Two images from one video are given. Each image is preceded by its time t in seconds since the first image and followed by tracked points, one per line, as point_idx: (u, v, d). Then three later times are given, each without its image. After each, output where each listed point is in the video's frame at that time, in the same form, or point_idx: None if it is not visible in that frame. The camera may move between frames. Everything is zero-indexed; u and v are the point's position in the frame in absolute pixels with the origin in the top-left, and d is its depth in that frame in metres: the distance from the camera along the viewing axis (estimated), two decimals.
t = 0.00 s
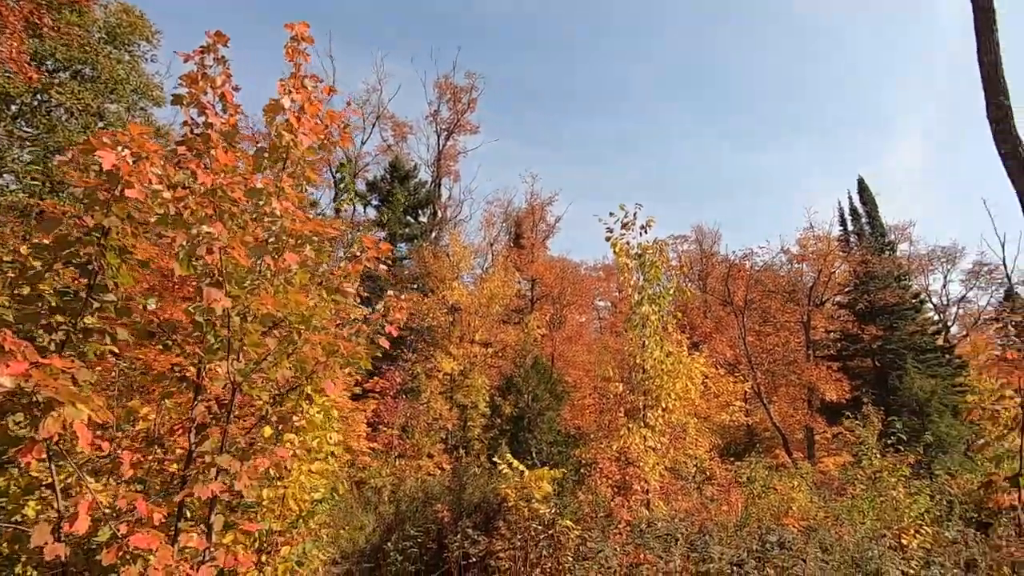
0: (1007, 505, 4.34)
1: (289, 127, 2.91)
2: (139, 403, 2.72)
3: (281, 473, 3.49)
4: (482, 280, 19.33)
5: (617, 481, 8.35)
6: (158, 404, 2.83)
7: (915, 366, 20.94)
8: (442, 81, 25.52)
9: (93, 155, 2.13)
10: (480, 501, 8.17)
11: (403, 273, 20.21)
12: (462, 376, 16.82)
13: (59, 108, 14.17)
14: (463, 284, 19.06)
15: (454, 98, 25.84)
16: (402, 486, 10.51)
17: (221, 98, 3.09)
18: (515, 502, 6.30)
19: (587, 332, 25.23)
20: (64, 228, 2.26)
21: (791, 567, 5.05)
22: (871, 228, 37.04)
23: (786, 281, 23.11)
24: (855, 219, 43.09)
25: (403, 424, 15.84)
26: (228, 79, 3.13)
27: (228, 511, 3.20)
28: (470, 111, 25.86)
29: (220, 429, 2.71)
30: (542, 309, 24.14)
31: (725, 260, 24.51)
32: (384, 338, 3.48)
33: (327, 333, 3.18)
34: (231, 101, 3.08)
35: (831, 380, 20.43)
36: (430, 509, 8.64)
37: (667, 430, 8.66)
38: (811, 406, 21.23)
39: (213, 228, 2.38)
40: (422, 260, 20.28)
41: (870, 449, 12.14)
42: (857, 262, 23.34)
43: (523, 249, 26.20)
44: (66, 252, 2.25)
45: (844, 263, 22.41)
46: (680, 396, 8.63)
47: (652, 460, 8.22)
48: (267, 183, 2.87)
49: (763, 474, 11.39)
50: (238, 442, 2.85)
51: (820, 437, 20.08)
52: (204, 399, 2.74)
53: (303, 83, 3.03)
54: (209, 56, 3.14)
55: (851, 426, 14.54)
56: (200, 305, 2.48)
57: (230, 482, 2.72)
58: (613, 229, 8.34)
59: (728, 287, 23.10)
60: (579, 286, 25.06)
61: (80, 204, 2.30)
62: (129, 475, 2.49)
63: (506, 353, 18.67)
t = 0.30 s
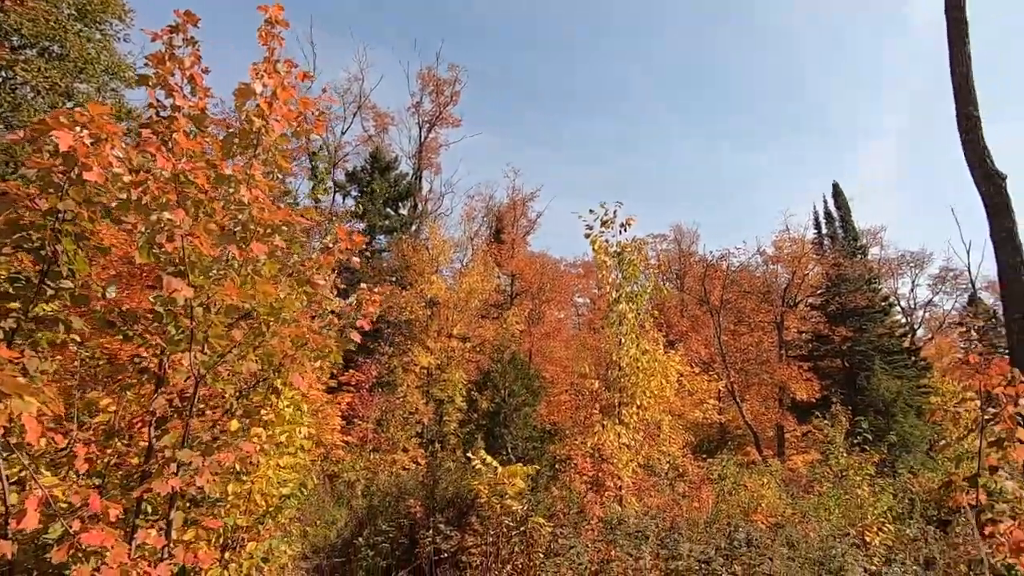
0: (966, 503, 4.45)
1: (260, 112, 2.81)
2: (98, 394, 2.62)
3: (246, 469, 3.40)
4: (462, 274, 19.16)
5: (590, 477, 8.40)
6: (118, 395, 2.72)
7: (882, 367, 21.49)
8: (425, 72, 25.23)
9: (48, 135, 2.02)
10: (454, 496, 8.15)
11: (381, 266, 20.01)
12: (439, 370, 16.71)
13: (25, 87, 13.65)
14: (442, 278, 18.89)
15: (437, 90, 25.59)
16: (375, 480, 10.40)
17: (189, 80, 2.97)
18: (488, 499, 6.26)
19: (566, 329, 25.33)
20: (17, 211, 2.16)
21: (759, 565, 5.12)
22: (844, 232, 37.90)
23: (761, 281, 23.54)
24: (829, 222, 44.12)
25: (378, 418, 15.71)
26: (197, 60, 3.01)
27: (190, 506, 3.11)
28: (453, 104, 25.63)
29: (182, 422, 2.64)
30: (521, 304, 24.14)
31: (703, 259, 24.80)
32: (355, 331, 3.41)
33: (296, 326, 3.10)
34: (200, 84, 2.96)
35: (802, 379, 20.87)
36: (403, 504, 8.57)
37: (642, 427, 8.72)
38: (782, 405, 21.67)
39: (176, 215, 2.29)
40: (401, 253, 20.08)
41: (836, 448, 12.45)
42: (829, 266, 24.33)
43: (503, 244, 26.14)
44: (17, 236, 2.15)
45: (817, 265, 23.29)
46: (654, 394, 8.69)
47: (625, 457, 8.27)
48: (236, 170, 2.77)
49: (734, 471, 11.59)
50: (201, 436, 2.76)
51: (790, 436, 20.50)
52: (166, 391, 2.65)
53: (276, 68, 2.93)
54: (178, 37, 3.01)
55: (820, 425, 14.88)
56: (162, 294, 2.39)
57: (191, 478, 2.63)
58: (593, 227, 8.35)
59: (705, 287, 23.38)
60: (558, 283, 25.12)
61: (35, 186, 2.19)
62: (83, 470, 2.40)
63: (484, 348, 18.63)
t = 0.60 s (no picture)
0: (914, 501, 4.62)
1: (220, 101, 2.72)
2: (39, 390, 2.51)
3: (200, 468, 3.29)
4: (433, 271, 18.95)
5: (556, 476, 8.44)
6: (63, 390, 2.61)
7: (840, 369, 22.20)
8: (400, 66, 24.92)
9: None
10: (419, 494, 8.09)
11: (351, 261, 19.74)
12: (408, 368, 16.52)
13: None
14: (413, 275, 18.68)
15: (411, 84, 25.30)
16: (339, 479, 10.23)
17: (146, 63, 2.85)
18: (451, 497, 6.14)
19: (536, 327, 25.43)
20: None
21: (716, 562, 5.22)
22: (808, 238, 38.99)
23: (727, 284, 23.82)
24: (793, 228, 45.43)
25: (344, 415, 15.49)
26: (155, 43, 2.89)
27: (138, 506, 2.98)
28: (427, 99, 25.38)
29: (131, 420, 2.51)
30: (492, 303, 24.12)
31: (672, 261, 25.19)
32: (318, 326, 3.34)
33: (257, 320, 3.02)
34: (158, 68, 2.84)
35: (765, 380, 21.42)
36: (367, 503, 8.44)
37: (607, 427, 8.78)
38: (745, 405, 22.21)
39: (125, 202, 2.20)
40: (371, 248, 19.80)
41: (795, 447, 12.82)
42: (794, 271, 24.96)
43: (476, 242, 26.06)
44: None
45: (781, 270, 24.05)
46: (621, 393, 8.76)
47: (591, 456, 8.34)
48: (193, 159, 2.67)
49: (697, 470, 11.81)
50: (151, 433, 2.66)
51: (752, 435, 21.00)
52: (115, 387, 2.55)
53: (238, 54, 2.83)
54: (135, 17, 2.88)
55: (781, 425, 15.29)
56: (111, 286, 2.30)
57: (138, 477, 2.53)
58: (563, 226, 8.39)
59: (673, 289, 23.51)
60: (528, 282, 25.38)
61: None
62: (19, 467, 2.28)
63: (454, 345, 18.53)
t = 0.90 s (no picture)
0: (864, 495, 4.80)
1: (179, 84, 2.62)
2: None
3: (153, 465, 3.17)
4: (402, 267, 18.75)
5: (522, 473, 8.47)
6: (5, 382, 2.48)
7: (799, 369, 22.92)
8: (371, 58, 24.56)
9: None
10: (385, 492, 8.00)
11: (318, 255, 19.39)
12: (376, 364, 16.31)
13: None
14: (382, 270, 18.46)
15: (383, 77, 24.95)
16: (303, 477, 10.04)
17: (100, 43, 2.72)
18: (415, 494, 6.08)
19: (505, 325, 25.48)
20: None
21: (676, 556, 5.33)
22: (771, 241, 40.11)
23: (693, 284, 24.85)
24: (757, 231, 46.79)
25: (309, 412, 15.20)
26: (110, 22, 2.77)
27: (84, 505, 2.84)
28: (399, 93, 25.07)
29: (78, 414, 2.39)
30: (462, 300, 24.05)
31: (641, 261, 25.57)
32: (280, 320, 3.25)
33: (216, 313, 2.92)
34: (113, 47, 2.72)
35: (727, 379, 21.97)
36: (330, 501, 8.31)
37: (574, 424, 8.86)
38: (709, 403, 22.74)
39: (73, 186, 2.10)
40: (339, 242, 19.45)
41: (755, 445, 13.16)
42: (756, 273, 26.04)
43: (446, 238, 25.91)
44: None
45: (745, 272, 25.57)
46: (587, 391, 8.83)
47: (557, 452, 8.41)
48: (149, 144, 2.57)
49: (661, 467, 12.03)
50: (100, 429, 2.55)
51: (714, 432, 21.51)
52: (62, 380, 2.44)
53: (200, 36, 2.73)
54: None
55: (742, 423, 15.70)
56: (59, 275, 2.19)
57: (85, 475, 2.42)
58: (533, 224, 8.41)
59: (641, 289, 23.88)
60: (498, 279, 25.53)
61: None
62: None
63: (422, 342, 18.38)
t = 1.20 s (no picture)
0: (814, 485, 5.00)
1: (128, 65, 2.49)
2: None
3: (96, 465, 3.03)
4: (366, 261, 18.44)
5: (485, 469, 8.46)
6: None
7: (756, 365, 23.66)
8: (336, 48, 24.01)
9: None
10: (346, 489, 7.85)
11: (278, 248, 18.85)
12: (338, 360, 16.01)
13: None
14: (345, 265, 18.12)
15: (348, 68, 24.42)
16: (262, 475, 9.81)
17: (43, 18, 2.57)
18: (377, 491, 5.99)
19: (470, 321, 25.41)
20: None
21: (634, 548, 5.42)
22: (731, 241, 41.21)
23: (655, 282, 25.42)
24: (717, 232, 48.04)
25: (268, 408, 14.85)
26: None
27: (23, 507, 2.69)
28: (364, 84, 24.60)
29: (15, 413, 2.27)
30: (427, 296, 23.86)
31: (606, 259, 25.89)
32: (237, 314, 3.16)
33: (168, 307, 2.82)
34: (55, 24, 2.57)
35: (687, 375, 22.50)
36: (289, 499, 8.13)
37: (537, 420, 8.91)
38: (669, 399, 23.27)
39: (9, 169, 1.99)
40: (300, 235, 18.98)
41: (713, 439, 13.52)
42: (716, 273, 26.82)
43: (412, 233, 25.62)
44: None
45: (705, 272, 26.29)
46: (551, 387, 8.88)
47: (520, 448, 8.44)
48: (95, 127, 2.44)
49: (622, 461, 12.24)
50: (39, 428, 2.42)
51: (674, 427, 22.02)
52: None
53: (149, 15, 2.62)
54: None
55: (701, 418, 16.14)
56: None
57: (20, 475, 2.30)
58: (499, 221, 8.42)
59: (605, 287, 24.23)
60: (463, 275, 25.30)
61: None
62: None
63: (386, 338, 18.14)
